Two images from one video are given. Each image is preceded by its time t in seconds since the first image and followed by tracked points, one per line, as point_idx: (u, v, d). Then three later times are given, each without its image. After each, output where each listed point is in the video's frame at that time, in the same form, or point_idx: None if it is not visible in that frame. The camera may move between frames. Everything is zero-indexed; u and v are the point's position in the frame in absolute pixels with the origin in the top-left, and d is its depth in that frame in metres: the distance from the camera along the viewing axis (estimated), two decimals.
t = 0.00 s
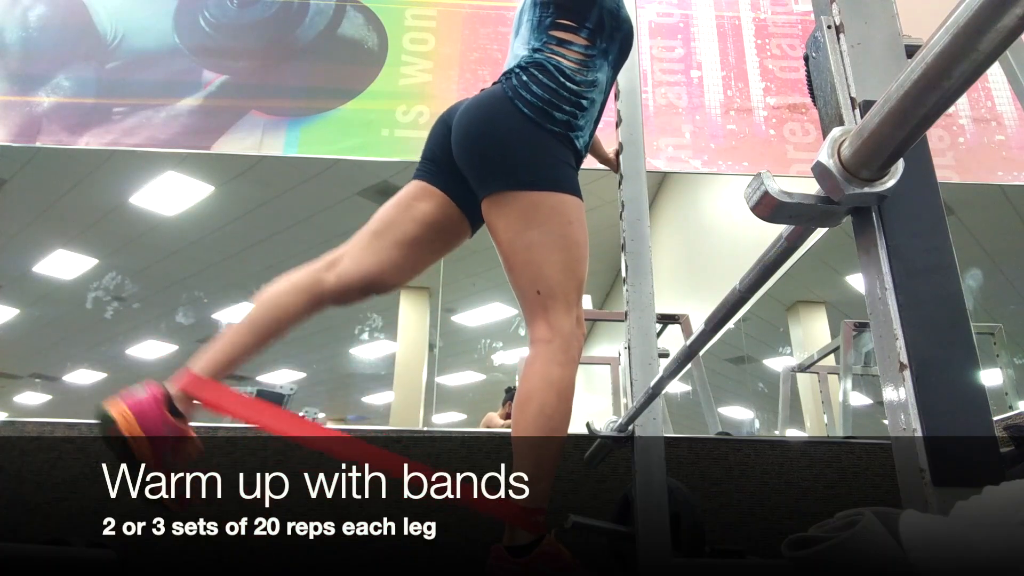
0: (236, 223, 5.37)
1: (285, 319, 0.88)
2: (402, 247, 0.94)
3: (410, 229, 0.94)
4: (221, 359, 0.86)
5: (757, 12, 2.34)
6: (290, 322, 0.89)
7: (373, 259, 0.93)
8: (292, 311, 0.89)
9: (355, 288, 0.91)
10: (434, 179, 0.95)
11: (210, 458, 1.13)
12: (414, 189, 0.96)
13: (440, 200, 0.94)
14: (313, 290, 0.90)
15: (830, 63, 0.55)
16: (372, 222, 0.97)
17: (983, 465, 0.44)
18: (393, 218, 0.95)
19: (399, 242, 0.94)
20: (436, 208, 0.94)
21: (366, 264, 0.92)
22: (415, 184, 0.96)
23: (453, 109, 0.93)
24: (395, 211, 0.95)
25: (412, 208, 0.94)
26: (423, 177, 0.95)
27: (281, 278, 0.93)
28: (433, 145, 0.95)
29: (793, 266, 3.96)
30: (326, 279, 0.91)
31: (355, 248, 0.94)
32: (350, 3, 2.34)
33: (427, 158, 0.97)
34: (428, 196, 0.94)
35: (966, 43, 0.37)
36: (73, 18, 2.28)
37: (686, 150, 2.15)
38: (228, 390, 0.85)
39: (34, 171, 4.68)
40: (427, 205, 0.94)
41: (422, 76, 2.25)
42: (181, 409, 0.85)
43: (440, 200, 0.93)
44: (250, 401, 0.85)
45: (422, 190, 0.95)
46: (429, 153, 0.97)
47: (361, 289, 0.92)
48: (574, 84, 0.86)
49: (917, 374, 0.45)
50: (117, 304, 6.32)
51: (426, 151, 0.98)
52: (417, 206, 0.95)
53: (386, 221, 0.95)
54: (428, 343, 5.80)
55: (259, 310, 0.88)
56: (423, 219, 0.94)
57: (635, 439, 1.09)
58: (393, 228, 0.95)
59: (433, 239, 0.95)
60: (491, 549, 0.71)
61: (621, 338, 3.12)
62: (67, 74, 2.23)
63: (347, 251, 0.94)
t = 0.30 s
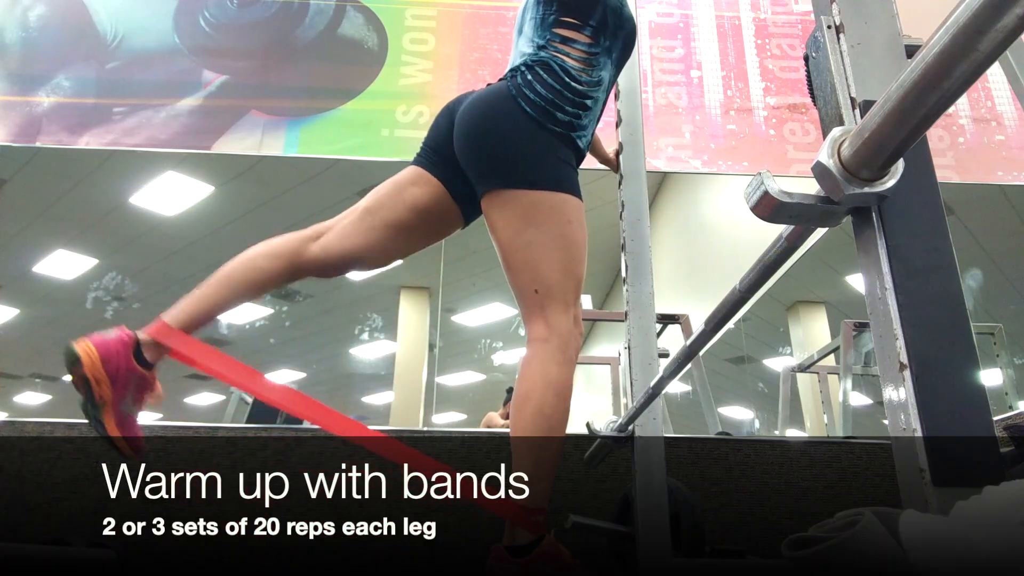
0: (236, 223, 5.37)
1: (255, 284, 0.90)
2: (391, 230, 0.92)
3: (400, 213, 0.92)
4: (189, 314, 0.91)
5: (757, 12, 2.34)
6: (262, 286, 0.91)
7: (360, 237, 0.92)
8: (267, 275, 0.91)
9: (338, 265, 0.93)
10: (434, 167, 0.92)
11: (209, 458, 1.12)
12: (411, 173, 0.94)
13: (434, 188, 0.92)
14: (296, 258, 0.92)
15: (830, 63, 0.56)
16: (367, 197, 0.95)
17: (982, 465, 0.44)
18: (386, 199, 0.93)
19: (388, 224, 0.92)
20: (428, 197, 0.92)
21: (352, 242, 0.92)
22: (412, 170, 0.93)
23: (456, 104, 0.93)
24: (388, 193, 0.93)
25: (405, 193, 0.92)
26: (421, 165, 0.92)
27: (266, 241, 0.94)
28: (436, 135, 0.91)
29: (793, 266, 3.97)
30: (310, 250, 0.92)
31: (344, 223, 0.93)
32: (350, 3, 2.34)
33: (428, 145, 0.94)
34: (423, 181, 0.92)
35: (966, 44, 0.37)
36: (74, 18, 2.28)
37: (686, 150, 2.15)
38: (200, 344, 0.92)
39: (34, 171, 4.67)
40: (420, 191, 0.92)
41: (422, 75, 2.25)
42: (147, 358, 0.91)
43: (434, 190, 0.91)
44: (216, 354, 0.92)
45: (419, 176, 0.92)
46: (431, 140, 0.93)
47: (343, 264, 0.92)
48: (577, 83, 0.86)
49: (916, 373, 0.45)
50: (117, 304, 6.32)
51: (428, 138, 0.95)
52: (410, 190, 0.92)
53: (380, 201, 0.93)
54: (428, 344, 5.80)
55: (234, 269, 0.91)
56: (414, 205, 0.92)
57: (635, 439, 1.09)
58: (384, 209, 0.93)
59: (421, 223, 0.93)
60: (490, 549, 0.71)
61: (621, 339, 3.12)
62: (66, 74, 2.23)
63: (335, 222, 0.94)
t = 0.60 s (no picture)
0: (236, 223, 5.37)
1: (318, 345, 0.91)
2: (416, 256, 0.97)
3: (421, 237, 0.97)
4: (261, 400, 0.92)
5: (757, 12, 2.34)
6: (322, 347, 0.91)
7: (391, 275, 0.96)
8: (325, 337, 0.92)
9: (381, 304, 0.94)
10: (436, 185, 0.97)
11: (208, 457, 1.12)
12: (419, 198, 0.99)
13: (444, 205, 0.96)
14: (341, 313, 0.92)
15: (830, 63, 0.56)
16: (386, 235, 1.00)
17: (982, 465, 0.44)
18: (404, 231, 0.98)
19: (413, 251, 0.96)
20: (441, 212, 0.96)
21: (385, 277, 0.95)
22: (418, 195, 0.98)
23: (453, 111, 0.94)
24: (404, 223, 0.98)
25: (419, 216, 0.97)
26: (426, 186, 0.97)
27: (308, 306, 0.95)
28: (435, 150, 0.96)
29: (793, 266, 3.96)
30: (350, 300, 0.93)
31: (372, 265, 0.97)
32: (350, 3, 2.34)
33: (430, 165, 0.99)
34: (433, 202, 0.97)
35: (966, 42, 0.37)
36: (74, 19, 2.28)
37: (686, 151, 2.15)
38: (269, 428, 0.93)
39: (34, 171, 4.68)
40: (433, 211, 0.97)
41: (422, 76, 2.25)
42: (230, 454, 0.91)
43: (444, 204, 0.96)
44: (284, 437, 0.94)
45: (426, 197, 0.97)
46: (431, 159, 0.98)
47: (388, 304, 0.95)
48: (571, 82, 0.86)
49: (917, 373, 0.45)
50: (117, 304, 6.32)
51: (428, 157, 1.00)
52: (423, 213, 0.97)
53: (399, 233, 0.98)
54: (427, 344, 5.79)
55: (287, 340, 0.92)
56: (431, 226, 0.97)
57: (636, 439, 1.09)
58: (405, 240, 0.97)
59: (446, 244, 0.97)
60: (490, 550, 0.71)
61: (621, 339, 3.13)
62: (67, 74, 2.23)
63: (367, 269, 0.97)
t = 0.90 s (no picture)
0: (236, 224, 5.37)
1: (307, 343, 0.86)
2: (410, 257, 0.94)
3: (415, 238, 0.94)
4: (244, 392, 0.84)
5: (757, 12, 2.34)
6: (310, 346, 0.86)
7: (383, 274, 0.92)
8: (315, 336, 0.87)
9: (374, 303, 0.90)
10: (430, 186, 0.95)
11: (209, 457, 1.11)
12: (414, 198, 0.96)
13: (440, 206, 0.94)
14: (334, 308, 0.88)
15: (830, 63, 0.56)
16: (376, 236, 0.96)
17: (982, 465, 0.44)
18: (398, 231, 0.95)
19: (407, 252, 0.94)
20: (437, 213, 0.94)
21: (378, 278, 0.91)
22: (413, 194, 0.96)
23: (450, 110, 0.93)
24: (397, 223, 0.96)
25: (413, 217, 0.95)
26: (420, 186, 0.95)
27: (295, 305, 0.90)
28: (429, 150, 0.95)
29: (793, 266, 3.96)
30: (342, 298, 0.88)
31: (364, 265, 0.93)
32: (350, 3, 2.34)
33: (424, 165, 0.97)
34: (429, 203, 0.95)
35: (966, 43, 0.37)
36: (74, 19, 2.28)
37: (686, 151, 2.15)
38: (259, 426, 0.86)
39: (34, 172, 4.68)
40: (429, 212, 0.94)
41: (422, 75, 2.25)
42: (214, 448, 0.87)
43: (441, 205, 0.94)
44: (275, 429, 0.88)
45: (422, 198, 0.95)
46: (425, 159, 0.96)
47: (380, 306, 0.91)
48: (568, 85, 0.86)
49: (916, 373, 0.45)
50: (117, 304, 6.33)
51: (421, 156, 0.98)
52: (418, 214, 0.95)
53: (392, 234, 0.95)
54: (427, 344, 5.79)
55: (278, 338, 0.86)
56: (426, 227, 0.94)
57: (635, 439, 1.09)
58: (398, 240, 0.95)
59: (440, 245, 0.95)
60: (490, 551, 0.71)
61: (621, 339, 3.13)
62: (67, 74, 2.23)
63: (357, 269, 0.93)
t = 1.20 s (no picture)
0: (236, 224, 5.37)
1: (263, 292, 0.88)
2: (391, 233, 0.92)
3: (401, 216, 0.92)
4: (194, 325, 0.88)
5: (757, 12, 2.34)
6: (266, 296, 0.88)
7: (361, 242, 0.92)
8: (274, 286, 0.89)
9: (342, 267, 0.91)
10: (434, 171, 0.92)
11: (209, 455, 1.14)
12: (412, 177, 0.94)
13: (436, 193, 0.92)
14: (299, 264, 0.90)
15: (830, 63, 0.55)
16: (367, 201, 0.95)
17: (982, 466, 0.44)
18: (387, 205, 0.93)
19: (389, 228, 0.92)
20: (431, 197, 0.92)
21: (354, 246, 0.91)
22: (412, 174, 0.94)
23: (455, 104, 0.93)
24: (390, 196, 0.93)
25: (406, 196, 0.93)
26: (422, 169, 0.93)
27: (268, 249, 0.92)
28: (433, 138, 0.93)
29: (793, 266, 3.96)
30: (313, 256, 0.90)
31: (345, 228, 0.93)
32: (350, 3, 2.34)
33: (427, 149, 0.95)
34: (425, 185, 0.93)
35: (966, 43, 0.37)
36: (74, 19, 2.28)
37: (686, 151, 2.16)
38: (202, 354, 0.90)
39: (34, 172, 4.68)
40: (422, 194, 0.92)
41: (422, 76, 2.25)
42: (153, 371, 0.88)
43: (437, 193, 0.92)
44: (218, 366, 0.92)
45: (419, 179, 0.93)
46: (430, 143, 0.94)
47: (346, 272, 0.92)
48: (574, 83, 0.86)
49: (916, 373, 0.45)
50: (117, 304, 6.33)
51: (427, 140, 0.96)
52: (411, 194, 0.93)
53: (380, 206, 0.93)
54: (427, 344, 5.79)
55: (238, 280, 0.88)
56: (416, 209, 0.93)
57: (635, 439, 1.09)
58: (385, 213, 0.93)
59: (424, 227, 0.93)
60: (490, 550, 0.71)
61: (621, 339, 3.13)
62: (67, 74, 2.22)
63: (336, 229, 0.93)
